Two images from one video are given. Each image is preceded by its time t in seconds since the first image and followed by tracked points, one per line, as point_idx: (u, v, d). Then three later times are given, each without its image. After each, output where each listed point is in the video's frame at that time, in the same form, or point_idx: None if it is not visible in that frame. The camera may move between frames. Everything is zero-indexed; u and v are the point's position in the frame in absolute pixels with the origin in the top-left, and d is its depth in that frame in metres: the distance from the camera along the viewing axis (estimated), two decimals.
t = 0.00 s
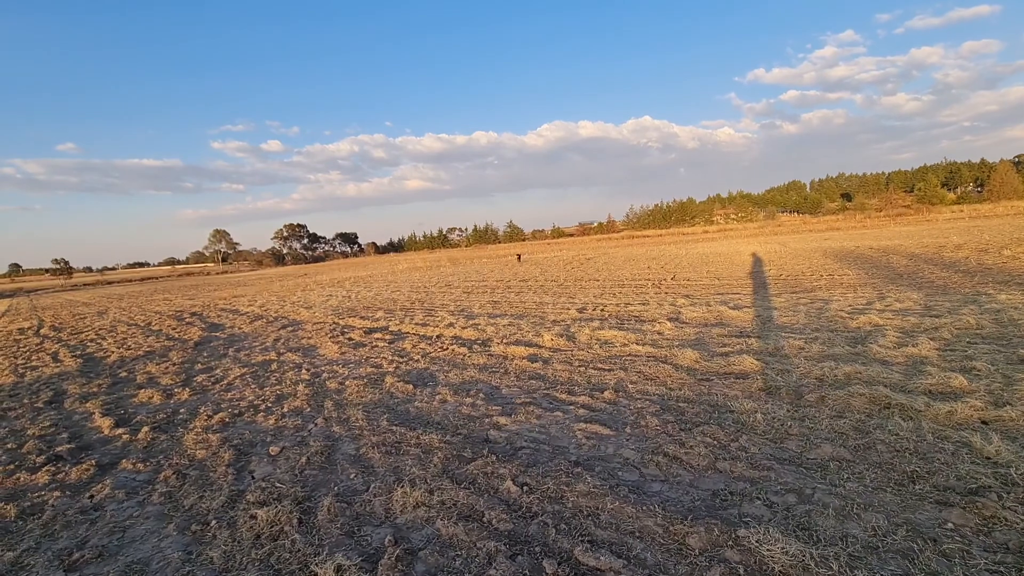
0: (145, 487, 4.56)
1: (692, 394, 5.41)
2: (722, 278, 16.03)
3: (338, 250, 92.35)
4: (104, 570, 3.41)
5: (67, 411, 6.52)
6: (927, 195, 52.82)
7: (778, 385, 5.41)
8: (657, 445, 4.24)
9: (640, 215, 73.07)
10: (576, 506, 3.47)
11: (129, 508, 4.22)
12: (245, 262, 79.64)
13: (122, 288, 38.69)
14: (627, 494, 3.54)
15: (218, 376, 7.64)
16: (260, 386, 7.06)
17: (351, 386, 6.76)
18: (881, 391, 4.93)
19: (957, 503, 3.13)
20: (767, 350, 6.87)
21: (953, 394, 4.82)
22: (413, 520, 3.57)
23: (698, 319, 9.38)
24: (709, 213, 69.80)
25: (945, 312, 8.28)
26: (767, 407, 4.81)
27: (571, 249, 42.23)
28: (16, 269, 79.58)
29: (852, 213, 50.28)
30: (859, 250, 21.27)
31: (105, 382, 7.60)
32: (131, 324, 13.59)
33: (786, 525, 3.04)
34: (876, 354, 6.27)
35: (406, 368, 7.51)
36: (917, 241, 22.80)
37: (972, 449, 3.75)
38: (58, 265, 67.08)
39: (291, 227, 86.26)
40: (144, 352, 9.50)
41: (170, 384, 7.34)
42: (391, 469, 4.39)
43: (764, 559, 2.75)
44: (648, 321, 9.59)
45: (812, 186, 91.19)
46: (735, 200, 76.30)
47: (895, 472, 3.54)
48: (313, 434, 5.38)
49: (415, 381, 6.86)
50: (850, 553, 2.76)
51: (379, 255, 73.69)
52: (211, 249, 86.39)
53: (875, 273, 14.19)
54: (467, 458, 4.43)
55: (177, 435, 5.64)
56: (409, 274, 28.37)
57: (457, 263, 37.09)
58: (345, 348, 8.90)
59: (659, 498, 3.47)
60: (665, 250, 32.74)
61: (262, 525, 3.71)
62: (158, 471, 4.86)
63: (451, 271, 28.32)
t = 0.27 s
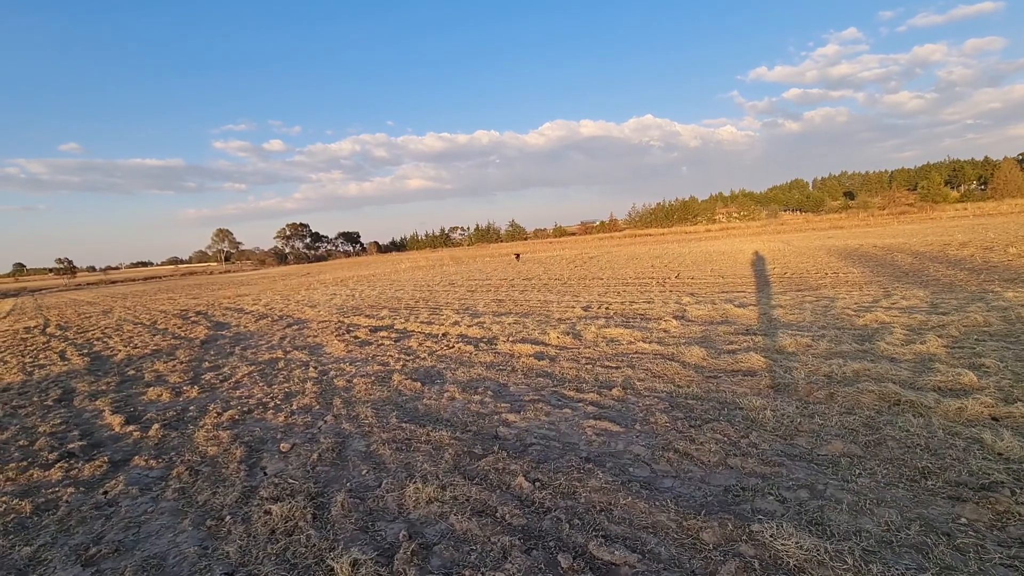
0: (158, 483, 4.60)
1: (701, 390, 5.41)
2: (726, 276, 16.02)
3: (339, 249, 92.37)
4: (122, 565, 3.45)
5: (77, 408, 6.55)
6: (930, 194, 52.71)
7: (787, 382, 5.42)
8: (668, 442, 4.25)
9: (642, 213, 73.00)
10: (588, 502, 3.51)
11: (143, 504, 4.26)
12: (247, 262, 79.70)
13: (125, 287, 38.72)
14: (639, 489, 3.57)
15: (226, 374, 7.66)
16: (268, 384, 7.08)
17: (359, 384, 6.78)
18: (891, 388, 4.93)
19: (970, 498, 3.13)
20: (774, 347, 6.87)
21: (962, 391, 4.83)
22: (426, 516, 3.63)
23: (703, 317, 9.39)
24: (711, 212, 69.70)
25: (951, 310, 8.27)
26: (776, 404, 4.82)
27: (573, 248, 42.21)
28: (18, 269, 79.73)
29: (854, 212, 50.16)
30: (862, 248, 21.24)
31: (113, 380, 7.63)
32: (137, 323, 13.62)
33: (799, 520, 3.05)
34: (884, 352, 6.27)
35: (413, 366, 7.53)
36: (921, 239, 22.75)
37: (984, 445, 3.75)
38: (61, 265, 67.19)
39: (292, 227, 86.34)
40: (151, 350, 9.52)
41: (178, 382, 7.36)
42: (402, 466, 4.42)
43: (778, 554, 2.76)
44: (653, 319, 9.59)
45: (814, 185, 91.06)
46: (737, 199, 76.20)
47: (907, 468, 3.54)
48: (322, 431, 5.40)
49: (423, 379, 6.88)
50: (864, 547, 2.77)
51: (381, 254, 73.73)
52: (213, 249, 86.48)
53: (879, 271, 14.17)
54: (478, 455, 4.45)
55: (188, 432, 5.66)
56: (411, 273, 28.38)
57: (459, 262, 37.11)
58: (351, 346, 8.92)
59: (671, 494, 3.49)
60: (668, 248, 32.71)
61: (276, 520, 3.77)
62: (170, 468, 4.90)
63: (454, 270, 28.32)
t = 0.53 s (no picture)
0: (165, 483, 4.62)
1: (706, 391, 5.41)
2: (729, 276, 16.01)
3: (342, 249, 92.50)
4: (130, 564, 3.46)
5: (83, 407, 6.58)
6: (934, 194, 52.51)
7: (792, 382, 5.41)
8: (673, 442, 4.25)
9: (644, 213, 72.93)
10: (594, 502, 3.51)
11: (150, 503, 4.29)
12: (250, 262, 79.88)
13: (129, 287, 38.83)
14: (645, 490, 3.57)
15: (231, 373, 7.68)
16: (273, 383, 7.10)
17: (363, 384, 6.79)
18: (897, 388, 4.92)
19: (977, 500, 3.12)
20: (779, 348, 6.86)
21: (968, 391, 4.81)
22: (432, 515, 3.64)
23: (707, 317, 9.38)
24: (714, 212, 69.60)
25: (957, 310, 8.24)
26: (782, 405, 4.81)
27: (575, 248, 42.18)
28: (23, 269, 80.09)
29: (857, 212, 50.04)
30: (866, 248, 21.17)
31: (119, 380, 7.65)
32: (141, 323, 13.65)
33: (806, 521, 3.05)
34: (889, 352, 6.25)
35: (417, 366, 7.54)
36: (925, 239, 22.67)
37: (991, 446, 3.74)
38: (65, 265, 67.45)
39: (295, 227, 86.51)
40: (155, 350, 9.54)
41: (183, 381, 7.38)
42: (408, 465, 4.43)
43: (785, 555, 2.76)
44: (657, 320, 9.58)
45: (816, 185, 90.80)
46: (739, 199, 76.05)
47: (913, 469, 3.53)
48: (328, 431, 5.41)
49: (427, 379, 6.88)
50: (872, 548, 2.76)
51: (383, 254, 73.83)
52: (216, 249, 86.71)
53: (884, 271, 14.13)
54: (483, 455, 4.46)
55: (193, 431, 5.68)
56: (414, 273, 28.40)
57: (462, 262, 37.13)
58: (355, 346, 8.94)
59: (678, 494, 3.49)
60: (671, 249, 32.65)
61: (283, 520, 3.78)
62: (176, 467, 4.92)
63: (457, 270, 28.33)
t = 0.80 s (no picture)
0: (172, 483, 4.66)
1: (713, 393, 5.36)
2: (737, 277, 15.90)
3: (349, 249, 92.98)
4: (137, 564, 3.51)
5: (93, 407, 6.64)
6: (946, 193, 51.81)
7: (801, 385, 5.35)
8: (680, 445, 4.21)
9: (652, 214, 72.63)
10: (600, 505, 3.48)
11: (157, 503, 4.33)
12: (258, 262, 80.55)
13: (140, 287, 39.24)
14: (652, 494, 3.54)
15: (238, 373, 7.73)
16: (280, 383, 7.13)
17: (369, 384, 6.81)
18: (908, 391, 4.84)
19: (992, 506, 3.06)
20: (788, 350, 6.79)
21: (982, 395, 4.73)
22: (437, 518, 3.63)
23: (714, 319, 9.31)
24: (721, 212, 69.18)
25: (969, 312, 8.11)
26: (791, 408, 4.75)
27: (581, 249, 42.08)
28: (37, 268, 81.32)
29: (868, 212, 49.49)
30: (877, 249, 20.93)
31: (128, 379, 7.73)
32: (151, 322, 13.79)
33: (816, 527, 3.01)
34: (900, 354, 6.16)
35: (423, 366, 7.55)
36: (937, 239, 22.37)
37: (1006, 451, 3.66)
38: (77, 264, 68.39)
39: (303, 227, 87.19)
40: (164, 349, 9.62)
41: (191, 381, 7.44)
42: (413, 467, 4.43)
43: (795, 562, 2.72)
44: (664, 320, 9.53)
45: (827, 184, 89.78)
46: (748, 199, 75.48)
47: (926, 474, 3.47)
48: (334, 431, 5.42)
49: (433, 379, 6.89)
50: (883, 556, 2.72)
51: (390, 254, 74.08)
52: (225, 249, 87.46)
53: (895, 272, 13.96)
54: (489, 457, 4.45)
55: (201, 431, 5.71)
56: (421, 273, 28.46)
57: (469, 262, 37.19)
58: (362, 346, 8.97)
59: (685, 499, 3.45)
60: (679, 249, 32.46)
61: (288, 521, 3.81)
62: (184, 467, 4.95)
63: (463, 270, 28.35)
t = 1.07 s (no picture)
0: (180, 482, 4.71)
1: (722, 395, 5.29)
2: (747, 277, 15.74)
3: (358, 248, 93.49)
4: (143, 563, 3.61)
5: (103, 405, 6.72)
6: (961, 191, 50.96)
7: (812, 387, 5.27)
8: (688, 448, 4.16)
9: (660, 213, 72.19)
10: (607, 509, 3.45)
11: (164, 502, 4.40)
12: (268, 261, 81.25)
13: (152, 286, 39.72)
14: (660, 497, 3.50)
15: (247, 372, 7.78)
16: (288, 383, 7.16)
17: (376, 384, 6.82)
18: (922, 394, 4.75)
19: (1010, 514, 2.98)
20: (798, 351, 6.69)
21: (998, 399, 4.63)
22: (443, 520, 3.62)
23: (723, 319, 9.23)
24: (731, 211, 68.60)
25: (985, 313, 7.96)
26: (801, 410, 4.68)
27: (589, 248, 41.94)
28: (52, 267, 82.67)
29: (880, 211, 48.82)
30: (890, 248, 20.62)
31: (139, 378, 7.81)
32: (162, 321, 13.93)
33: (827, 533, 2.95)
34: (914, 356, 6.05)
35: (430, 366, 7.55)
36: (952, 239, 22.00)
37: None
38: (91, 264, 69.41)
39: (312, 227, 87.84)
40: (174, 348, 9.71)
41: (200, 380, 7.51)
42: (419, 468, 4.42)
43: (805, 569, 2.67)
44: (672, 321, 9.45)
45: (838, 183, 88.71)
46: (758, 198, 74.80)
47: (941, 480, 3.40)
48: (340, 431, 5.44)
49: (439, 379, 6.88)
50: (897, 564, 2.66)
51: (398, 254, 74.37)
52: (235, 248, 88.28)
53: (908, 272, 13.76)
54: (495, 458, 4.43)
55: (209, 430, 5.76)
56: (428, 273, 28.52)
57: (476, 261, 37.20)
58: (369, 345, 8.99)
59: (693, 503, 3.41)
60: (688, 248, 32.19)
61: (294, 522, 3.83)
62: (192, 466, 4.99)
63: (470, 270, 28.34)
